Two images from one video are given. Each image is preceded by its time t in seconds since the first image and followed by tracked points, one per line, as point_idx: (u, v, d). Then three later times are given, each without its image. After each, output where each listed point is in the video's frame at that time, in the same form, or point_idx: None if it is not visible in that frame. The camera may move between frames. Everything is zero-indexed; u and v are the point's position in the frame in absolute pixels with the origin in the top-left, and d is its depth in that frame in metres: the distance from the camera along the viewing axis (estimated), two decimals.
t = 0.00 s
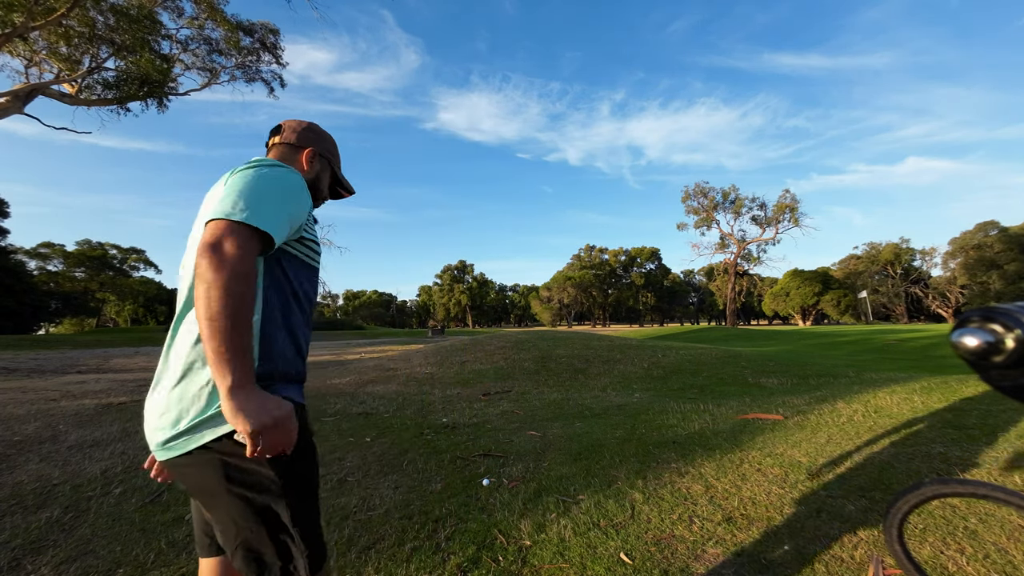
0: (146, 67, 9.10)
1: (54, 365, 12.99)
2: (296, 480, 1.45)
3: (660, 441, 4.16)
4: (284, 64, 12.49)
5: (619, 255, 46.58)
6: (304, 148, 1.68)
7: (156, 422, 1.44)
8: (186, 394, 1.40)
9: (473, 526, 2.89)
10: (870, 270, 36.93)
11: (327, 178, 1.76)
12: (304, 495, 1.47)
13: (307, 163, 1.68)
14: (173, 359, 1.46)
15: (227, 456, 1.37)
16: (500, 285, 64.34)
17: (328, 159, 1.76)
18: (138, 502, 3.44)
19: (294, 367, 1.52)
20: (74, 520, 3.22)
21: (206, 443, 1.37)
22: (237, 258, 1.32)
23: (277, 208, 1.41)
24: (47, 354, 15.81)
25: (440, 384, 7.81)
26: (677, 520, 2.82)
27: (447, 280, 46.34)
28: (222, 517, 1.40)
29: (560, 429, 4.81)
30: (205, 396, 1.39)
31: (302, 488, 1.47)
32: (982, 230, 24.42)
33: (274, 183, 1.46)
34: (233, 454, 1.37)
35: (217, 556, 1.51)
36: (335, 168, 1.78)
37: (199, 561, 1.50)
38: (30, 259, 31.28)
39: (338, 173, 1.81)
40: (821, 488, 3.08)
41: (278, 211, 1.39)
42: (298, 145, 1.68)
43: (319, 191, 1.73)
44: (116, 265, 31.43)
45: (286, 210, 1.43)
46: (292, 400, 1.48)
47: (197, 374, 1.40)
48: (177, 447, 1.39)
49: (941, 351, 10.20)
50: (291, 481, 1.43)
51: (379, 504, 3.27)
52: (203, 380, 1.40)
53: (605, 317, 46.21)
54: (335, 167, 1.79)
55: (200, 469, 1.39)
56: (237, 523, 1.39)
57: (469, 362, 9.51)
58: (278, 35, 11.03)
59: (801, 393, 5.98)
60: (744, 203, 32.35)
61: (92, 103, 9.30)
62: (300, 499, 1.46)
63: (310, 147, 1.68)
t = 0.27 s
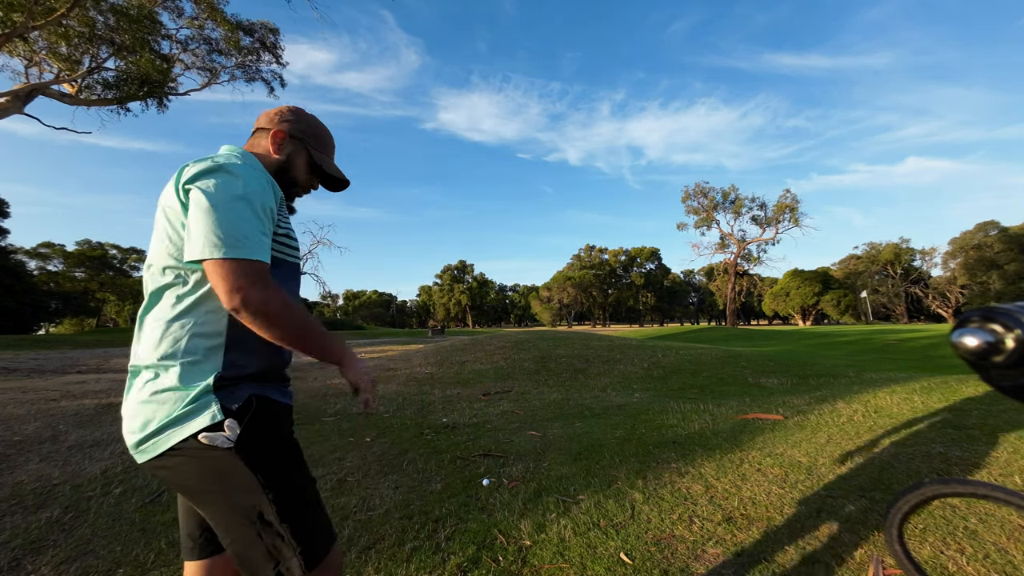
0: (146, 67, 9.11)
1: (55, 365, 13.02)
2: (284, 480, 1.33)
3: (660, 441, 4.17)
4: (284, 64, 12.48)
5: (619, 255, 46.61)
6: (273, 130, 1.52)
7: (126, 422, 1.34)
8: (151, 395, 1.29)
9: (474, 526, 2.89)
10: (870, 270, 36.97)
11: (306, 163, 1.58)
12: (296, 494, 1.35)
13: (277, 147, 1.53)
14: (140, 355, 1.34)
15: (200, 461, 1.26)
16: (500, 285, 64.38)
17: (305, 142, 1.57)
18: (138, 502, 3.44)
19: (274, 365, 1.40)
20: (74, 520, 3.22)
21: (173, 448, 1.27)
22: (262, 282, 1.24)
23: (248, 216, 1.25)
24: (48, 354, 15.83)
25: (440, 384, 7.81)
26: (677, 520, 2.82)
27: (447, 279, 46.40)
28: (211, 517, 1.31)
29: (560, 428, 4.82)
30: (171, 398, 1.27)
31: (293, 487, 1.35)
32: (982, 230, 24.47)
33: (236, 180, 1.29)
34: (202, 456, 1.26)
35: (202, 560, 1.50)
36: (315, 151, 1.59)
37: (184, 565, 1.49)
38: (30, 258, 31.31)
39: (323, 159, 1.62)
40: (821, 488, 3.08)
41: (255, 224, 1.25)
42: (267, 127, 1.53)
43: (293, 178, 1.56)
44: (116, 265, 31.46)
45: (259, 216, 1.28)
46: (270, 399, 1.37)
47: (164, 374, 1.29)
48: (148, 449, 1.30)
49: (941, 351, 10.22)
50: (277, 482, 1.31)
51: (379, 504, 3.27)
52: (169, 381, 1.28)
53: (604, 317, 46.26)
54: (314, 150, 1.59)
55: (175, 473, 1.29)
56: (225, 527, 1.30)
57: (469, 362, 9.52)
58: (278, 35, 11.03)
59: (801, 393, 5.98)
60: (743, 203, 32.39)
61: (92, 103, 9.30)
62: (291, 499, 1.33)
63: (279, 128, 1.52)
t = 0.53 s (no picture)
0: (147, 67, 9.11)
1: (55, 365, 13.02)
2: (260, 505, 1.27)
3: (660, 441, 4.17)
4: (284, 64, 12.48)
5: (619, 255, 46.61)
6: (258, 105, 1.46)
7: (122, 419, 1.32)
8: (151, 395, 1.26)
9: (473, 526, 2.89)
10: (870, 270, 36.95)
11: (296, 137, 1.50)
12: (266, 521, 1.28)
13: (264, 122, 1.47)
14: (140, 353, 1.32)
15: (190, 464, 1.24)
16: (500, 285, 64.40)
17: (294, 113, 1.48)
18: (138, 502, 3.44)
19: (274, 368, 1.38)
20: (74, 520, 3.22)
21: (165, 448, 1.26)
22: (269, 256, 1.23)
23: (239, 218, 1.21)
24: (48, 354, 15.83)
25: (440, 384, 7.81)
26: (677, 520, 2.82)
27: (447, 279, 46.40)
28: (181, 536, 1.27)
29: (560, 428, 4.81)
30: (171, 398, 1.25)
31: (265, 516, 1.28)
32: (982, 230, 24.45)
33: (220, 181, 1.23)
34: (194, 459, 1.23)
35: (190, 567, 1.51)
36: (304, 121, 1.49)
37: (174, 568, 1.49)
38: (30, 258, 31.31)
39: (316, 129, 1.52)
40: (821, 488, 3.08)
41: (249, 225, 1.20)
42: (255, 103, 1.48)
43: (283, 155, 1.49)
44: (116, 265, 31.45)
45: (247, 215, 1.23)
46: (268, 404, 1.34)
47: (164, 374, 1.26)
48: (143, 448, 1.28)
49: (941, 351, 10.21)
50: (254, 507, 1.26)
51: (379, 504, 3.27)
52: (167, 381, 1.25)
53: (604, 317, 46.25)
54: (300, 118, 1.49)
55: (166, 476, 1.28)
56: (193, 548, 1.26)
57: (469, 362, 9.51)
58: (278, 35, 11.03)
59: (801, 393, 5.98)
60: (743, 203, 32.39)
61: (92, 103, 9.30)
62: (264, 528, 1.27)
63: (262, 103, 1.46)
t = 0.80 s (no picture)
0: (147, 67, 9.11)
1: (54, 365, 13.01)
2: (246, 517, 1.24)
3: (660, 441, 4.16)
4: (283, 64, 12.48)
5: (619, 255, 46.64)
6: (254, 80, 1.43)
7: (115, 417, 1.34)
8: (141, 392, 1.28)
9: (473, 526, 2.89)
10: (870, 270, 36.96)
11: (304, 102, 1.49)
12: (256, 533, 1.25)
13: (267, 97, 1.45)
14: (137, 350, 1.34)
15: (169, 473, 1.22)
16: (500, 285, 64.41)
17: (293, 76, 1.46)
18: (138, 502, 3.44)
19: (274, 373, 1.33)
20: (74, 520, 3.22)
21: (147, 453, 1.26)
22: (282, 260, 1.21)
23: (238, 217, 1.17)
24: (47, 355, 15.82)
25: (440, 384, 7.81)
26: (677, 520, 2.82)
27: (448, 279, 46.40)
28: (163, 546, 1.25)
29: (560, 428, 4.81)
30: (157, 397, 1.25)
31: (252, 527, 1.25)
32: (982, 230, 24.46)
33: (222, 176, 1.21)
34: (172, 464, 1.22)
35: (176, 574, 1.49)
36: (304, 82, 1.48)
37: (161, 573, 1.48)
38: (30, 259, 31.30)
39: (317, 87, 1.51)
40: (821, 488, 3.08)
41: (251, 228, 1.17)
42: (249, 79, 1.44)
43: (300, 125, 1.49)
44: (116, 266, 31.45)
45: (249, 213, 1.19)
46: (260, 410, 1.29)
47: (152, 372, 1.28)
48: (129, 449, 1.29)
49: (941, 351, 10.21)
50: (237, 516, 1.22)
51: (379, 504, 3.27)
52: (154, 379, 1.26)
53: (604, 317, 46.25)
54: (299, 80, 1.47)
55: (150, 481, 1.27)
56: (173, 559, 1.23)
57: (469, 362, 9.51)
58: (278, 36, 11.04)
59: (801, 393, 5.98)
60: (743, 203, 32.39)
61: (92, 103, 9.30)
62: (250, 538, 1.24)
63: (258, 75, 1.43)
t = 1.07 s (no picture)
0: (147, 67, 9.11)
1: (55, 365, 13.01)
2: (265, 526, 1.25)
3: (660, 441, 4.17)
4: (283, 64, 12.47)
5: (619, 255, 46.65)
6: (263, 71, 1.42)
7: (123, 420, 1.32)
8: (152, 396, 1.27)
9: (474, 526, 2.89)
10: (870, 270, 36.96)
11: (314, 92, 1.49)
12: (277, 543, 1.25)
13: (277, 88, 1.45)
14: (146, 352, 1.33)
15: (187, 482, 1.22)
16: (500, 286, 64.42)
17: (302, 66, 1.46)
18: (138, 502, 3.45)
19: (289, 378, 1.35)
20: (74, 520, 3.22)
21: (160, 460, 1.24)
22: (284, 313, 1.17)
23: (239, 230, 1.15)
24: (47, 355, 15.81)
25: (440, 384, 7.81)
26: (677, 520, 2.82)
27: (448, 279, 46.39)
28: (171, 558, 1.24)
29: (560, 428, 4.81)
30: (171, 401, 1.24)
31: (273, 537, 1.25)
32: (982, 230, 24.46)
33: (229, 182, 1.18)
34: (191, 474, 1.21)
35: None
36: (311, 70, 1.48)
37: None
38: (30, 258, 31.30)
39: (323, 74, 1.52)
40: (821, 488, 3.08)
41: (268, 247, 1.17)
42: (257, 70, 1.44)
43: (312, 115, 1.49)
44: (116, 266, 31.45)
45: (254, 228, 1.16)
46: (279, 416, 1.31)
47: (165, 375, 1.27)
48: (139, 455, 1.27)
49: (941, 351, 10.21)
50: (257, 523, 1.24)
51: (379, 504, 3.27)
52: (169, 381, 1.25)
53: (604, 317, 46.25)
54: (306, 69, 1.47)
55: (160, 492, 1.25)
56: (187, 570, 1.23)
57: (469, 362, 9.51)
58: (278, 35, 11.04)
59: (801, 393, 5.98)
60: (743, 203, 32.40)
61: (92, 103, 9.31)
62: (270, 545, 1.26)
63: (266, 66, 1.42)
